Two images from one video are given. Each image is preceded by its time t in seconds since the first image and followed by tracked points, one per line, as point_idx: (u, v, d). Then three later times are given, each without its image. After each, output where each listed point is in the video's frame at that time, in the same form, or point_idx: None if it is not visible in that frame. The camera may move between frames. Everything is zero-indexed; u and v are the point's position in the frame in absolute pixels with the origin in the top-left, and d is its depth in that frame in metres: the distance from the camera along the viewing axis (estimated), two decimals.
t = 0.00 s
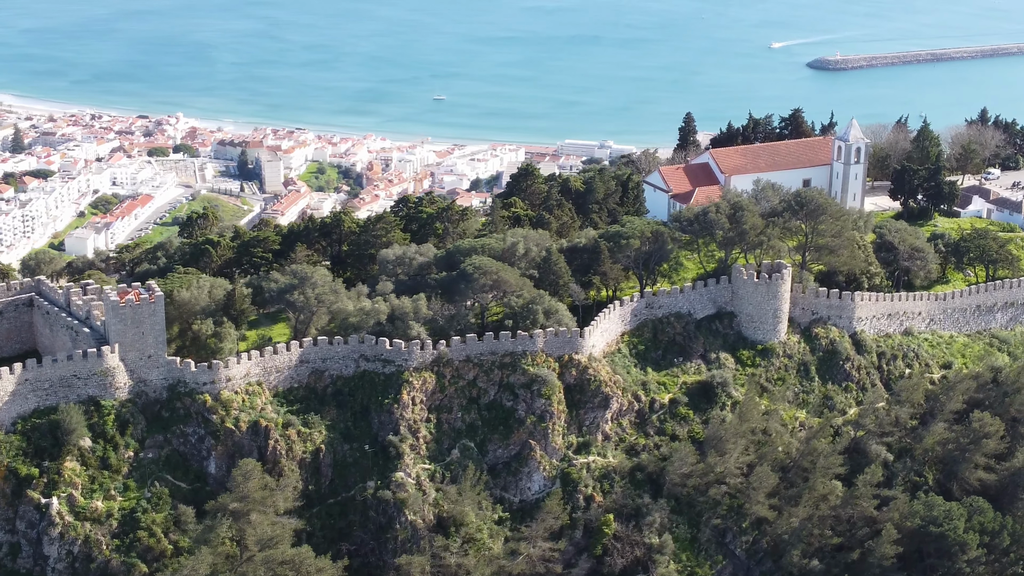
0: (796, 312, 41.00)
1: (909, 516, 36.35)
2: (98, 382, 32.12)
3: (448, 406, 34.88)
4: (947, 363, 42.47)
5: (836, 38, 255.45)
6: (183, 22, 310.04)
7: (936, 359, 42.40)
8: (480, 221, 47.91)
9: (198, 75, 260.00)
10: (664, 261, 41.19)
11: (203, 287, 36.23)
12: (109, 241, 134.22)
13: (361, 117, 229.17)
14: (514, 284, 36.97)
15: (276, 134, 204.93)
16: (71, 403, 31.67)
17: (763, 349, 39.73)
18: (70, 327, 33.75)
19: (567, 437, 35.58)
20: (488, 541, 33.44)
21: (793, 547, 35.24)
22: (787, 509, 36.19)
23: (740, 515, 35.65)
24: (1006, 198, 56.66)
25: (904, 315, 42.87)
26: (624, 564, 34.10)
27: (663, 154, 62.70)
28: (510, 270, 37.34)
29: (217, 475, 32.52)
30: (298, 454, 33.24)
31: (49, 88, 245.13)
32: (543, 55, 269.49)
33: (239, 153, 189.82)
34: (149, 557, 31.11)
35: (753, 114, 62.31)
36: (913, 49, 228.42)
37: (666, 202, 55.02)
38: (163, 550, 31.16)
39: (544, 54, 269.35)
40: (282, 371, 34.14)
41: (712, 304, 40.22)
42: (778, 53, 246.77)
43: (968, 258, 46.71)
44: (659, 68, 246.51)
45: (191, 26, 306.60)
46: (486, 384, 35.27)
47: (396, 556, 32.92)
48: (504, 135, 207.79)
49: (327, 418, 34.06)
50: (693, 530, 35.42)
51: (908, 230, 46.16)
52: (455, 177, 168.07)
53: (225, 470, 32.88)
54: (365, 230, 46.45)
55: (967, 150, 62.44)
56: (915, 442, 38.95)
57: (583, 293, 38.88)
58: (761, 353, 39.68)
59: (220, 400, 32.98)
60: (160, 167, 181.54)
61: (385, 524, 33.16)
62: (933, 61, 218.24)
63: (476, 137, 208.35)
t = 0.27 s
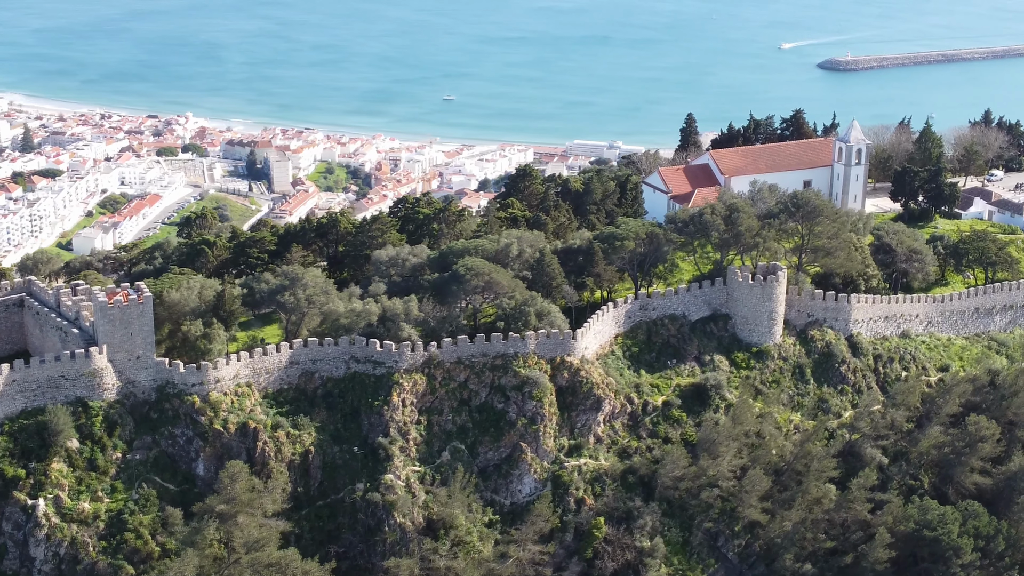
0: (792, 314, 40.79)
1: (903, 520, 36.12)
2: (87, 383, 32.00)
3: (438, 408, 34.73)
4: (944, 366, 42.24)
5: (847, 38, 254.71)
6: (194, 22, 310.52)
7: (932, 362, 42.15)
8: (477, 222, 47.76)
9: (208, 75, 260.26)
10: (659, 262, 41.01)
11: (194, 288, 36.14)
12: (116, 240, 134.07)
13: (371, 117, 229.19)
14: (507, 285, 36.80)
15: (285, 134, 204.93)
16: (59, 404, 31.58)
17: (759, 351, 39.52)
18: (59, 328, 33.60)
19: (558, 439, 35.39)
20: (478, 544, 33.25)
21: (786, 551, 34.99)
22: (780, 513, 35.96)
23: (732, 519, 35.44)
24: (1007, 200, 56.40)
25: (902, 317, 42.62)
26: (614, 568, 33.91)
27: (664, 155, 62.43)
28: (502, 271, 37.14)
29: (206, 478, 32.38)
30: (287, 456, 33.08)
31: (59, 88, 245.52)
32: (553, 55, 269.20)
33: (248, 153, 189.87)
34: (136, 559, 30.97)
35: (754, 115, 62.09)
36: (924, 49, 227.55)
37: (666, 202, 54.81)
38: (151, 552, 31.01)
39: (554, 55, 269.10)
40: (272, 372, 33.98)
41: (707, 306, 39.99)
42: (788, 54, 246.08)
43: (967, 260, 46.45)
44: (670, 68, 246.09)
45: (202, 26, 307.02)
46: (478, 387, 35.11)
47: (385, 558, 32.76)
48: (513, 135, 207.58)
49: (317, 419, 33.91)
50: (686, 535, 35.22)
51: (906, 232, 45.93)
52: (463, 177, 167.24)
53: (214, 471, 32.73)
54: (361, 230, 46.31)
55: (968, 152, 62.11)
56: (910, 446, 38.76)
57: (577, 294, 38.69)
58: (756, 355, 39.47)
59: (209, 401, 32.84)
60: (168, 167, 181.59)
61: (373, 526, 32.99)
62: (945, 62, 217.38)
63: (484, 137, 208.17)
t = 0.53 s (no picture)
0: (787, 316, 40.52)
1: (896, 524, 35.86)
2: (72, 384, 31.87)
3: (427, 410, 34.57)
4: (941, 369, 41.93)
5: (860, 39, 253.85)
6: (205, 22, 310.92)
7: (929, 365, 41.86)
8: (473, 222, 47.58)
9: (219, 75, 260.49)
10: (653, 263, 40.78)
11: (182, 288, 35.98)
12: (125, 239, 133.92)
13: (381, 117, 229.16)
14: (498, 286, 36.59)
15: (295, 134, 204.96)
16: (45, 405, 31.44)
17: (753, 354, 39.26)
18: (46, 328, 33.47)
19: (549, 441, 35.17)
20: (466, 547, 33.04)
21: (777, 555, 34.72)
22: (771, 516, 35.71)
23: (722, 523, 35.22)
24: (1009, 202, 56.05)
25: (898, 320, 42.34)
26: (604, 571, 33.68)
27: (664, 156, 62.15)
28: (494, 273, 36.94)
29: (192, 479, 32.22)
30: (274, 458, 32.93)
31: (70, 87, 245.90)
32: (564, 56, 268.84)
33: (258, 153, 189.85)
34: (121, 561, 30.83)
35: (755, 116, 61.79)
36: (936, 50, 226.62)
37: (665, 204, 54.53)
38: (136, 554, 30.86)
39: (565, 55, 268.72)
40: (260, 374, 33.83)
41: (701, 308, 39.77)
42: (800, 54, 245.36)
43: (966, 263, 46.15)
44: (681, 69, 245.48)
45: (213, 26, 307.34)
46: (468, 389, 34.92)
47: (372, 561, 32.57)
48: (523, 135, 207.26)
49: (305, 421, 33.75)
50: (676, 539, 34.99)
51: (904, 233, 45.61)
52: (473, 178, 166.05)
53: (201, 473, 32.57)
54: (356, 231, 46.16)
55: (971, 153, 61.70)
56: (905, 449, 38.47)
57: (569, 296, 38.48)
58: (750, 358, 39.21)
59: (196, 403, 32.67)
60: (178, 167, 181.58)
61: (361, 529, 32.80)
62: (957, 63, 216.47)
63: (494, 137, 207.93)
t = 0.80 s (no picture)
0: (782, 319, 40.19)
1: (889, 530, 35.54)
2: (57, 386, 31.70)
3: (415, 413, 34.35)
4: (938, 373, 41.57)
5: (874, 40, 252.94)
6: (219, 22, 311.34)
7: (926, 368, 41.50)
8: (468, 224, 47.39)
9: (231, 75, 260.71)
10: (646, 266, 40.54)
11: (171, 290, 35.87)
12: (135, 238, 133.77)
13: (393, 117, 229.09)
14: (487, 288, 36.37)
15: (306, 134, 204.93)
16: (28, 407, 31.28)
17: (746, 357, 38.95)
18: (33, 329, 33.32)
19: (538, 445, 34.93)
20: (453, 551, 32.81)
21: (768, 560, 34.38)
22: (762, 521, 35.41)
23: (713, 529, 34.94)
24: (1011, 205, 55.64)
25: (895, 324, 42.00)
26: None
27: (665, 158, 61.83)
28: (483, 275, 36.69)
29: (177, 482, 32.07)
30: (260, 460, 32.75)
31: (83, 87, 246.28)
32: (577, 56, 268.49)
33: (269, 153, 189.79)
34: (104, 564, 30.68)
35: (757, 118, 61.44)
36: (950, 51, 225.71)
37: (664, 205, 54.20)
38: (119, 557, 30.71)
39: (578, 55, 268.35)
40: (247, 376, 33.64)
41: (694, 311, 39.50)
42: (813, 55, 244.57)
43: (964, 266, 45.78)
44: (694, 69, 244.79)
45: (227, 26, 307.69)
46: (456, 392, 34.68)
47: (357, 565, 32.35)
48: (535, 135, 206.93)
49: (291, 424, 33.56)
50: (666, 543, 34.70)
51: (902, 236, 45.21)
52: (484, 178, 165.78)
53: (186, 476, 32.41)
54: (351, 231, 45.99)
55: (974, 155, 61.25)
56: (899, 454, 38.13)
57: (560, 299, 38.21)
58: (743, 361, 38.91)
59: (181, 405, 32.49)
60: (189, 167, 181.56)
61: (346, 532, 32.60)
62: (971, 65, 215.50)
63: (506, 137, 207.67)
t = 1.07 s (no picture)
0: (777, 321, 39.95)
1: (882, 534, 35.29)
2: (44, 386, 31.57)
3: (405, 415, 34.16)
4: (935, 375, 41.29)
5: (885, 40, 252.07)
6: (230, 22, 311.69)
7: (923, 372, 41.23)
8: (465, 225, 47.20)
9: (241, 75, 260.92)
10: (640, 267, 40.33)
11: (162, 290, 35.76)
12: (143, 238, 133.63)
13: (403, 117, 229.00)
14: (479, 290, 36.17)
15: (315, 134, 204.91)
16: (15, 408, 31.18)
17: (741, 360, 38.73)
18: (21, 330, 33.20)
19: (529, 448, 34.76)
20: (442, 554, 32.62)
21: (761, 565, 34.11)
22: (755, 525, 35.17)
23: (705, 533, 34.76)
24: (1013, 206, 55.29)
25: (892, 326, 41.73)
26: None
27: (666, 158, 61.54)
28: (475, 276, 36.49)
29: (165, 483, 31.92)
30: (248, 462, 32.62)
31: (93, 87, 246.63)
32: (587, 56, 268.11)
33: (278, 153, 189.71)
34: (91, 566, 30.57)
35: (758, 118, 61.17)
36: (962, 52, 224.79)
37: (664, 206, 53.90)
38: (106, 559, 30.60)
39: (588, 55, 267.98)
40: (236, 378, 33.50)
41: (689, 313, 39.28)
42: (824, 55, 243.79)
43: (964, 268, 45.50)
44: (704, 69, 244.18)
45: (238, 26, 308.00)
46: (447, 394, 34.49)
47: (346, 568, 32.20)
48: (544, 135, 206.56)
49: (281, 425, 33.41)
50: (657, 547, 34.48)
51: (900, 238, 44.93)
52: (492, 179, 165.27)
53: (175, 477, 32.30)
54: (347, 231, 45.87)
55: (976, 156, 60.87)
56: (895, 458, 37.89)
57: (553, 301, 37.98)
58: (738, 364, 38.68)
59: (169, 407, 32.35)
60: (198, 166, 181.56)
61: (335, 534, 32.44)
62: (982, 65, 214.59)
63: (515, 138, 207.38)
